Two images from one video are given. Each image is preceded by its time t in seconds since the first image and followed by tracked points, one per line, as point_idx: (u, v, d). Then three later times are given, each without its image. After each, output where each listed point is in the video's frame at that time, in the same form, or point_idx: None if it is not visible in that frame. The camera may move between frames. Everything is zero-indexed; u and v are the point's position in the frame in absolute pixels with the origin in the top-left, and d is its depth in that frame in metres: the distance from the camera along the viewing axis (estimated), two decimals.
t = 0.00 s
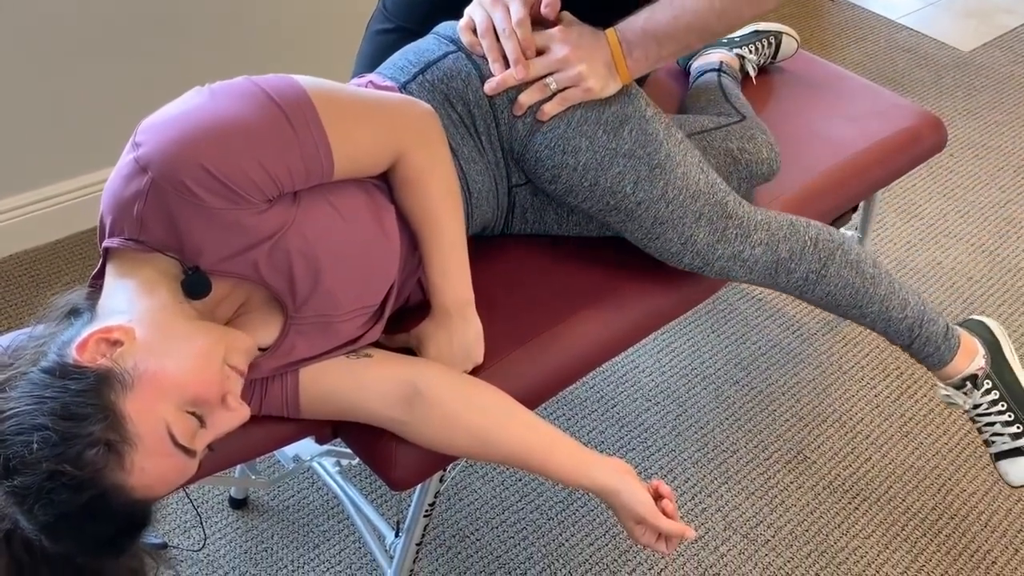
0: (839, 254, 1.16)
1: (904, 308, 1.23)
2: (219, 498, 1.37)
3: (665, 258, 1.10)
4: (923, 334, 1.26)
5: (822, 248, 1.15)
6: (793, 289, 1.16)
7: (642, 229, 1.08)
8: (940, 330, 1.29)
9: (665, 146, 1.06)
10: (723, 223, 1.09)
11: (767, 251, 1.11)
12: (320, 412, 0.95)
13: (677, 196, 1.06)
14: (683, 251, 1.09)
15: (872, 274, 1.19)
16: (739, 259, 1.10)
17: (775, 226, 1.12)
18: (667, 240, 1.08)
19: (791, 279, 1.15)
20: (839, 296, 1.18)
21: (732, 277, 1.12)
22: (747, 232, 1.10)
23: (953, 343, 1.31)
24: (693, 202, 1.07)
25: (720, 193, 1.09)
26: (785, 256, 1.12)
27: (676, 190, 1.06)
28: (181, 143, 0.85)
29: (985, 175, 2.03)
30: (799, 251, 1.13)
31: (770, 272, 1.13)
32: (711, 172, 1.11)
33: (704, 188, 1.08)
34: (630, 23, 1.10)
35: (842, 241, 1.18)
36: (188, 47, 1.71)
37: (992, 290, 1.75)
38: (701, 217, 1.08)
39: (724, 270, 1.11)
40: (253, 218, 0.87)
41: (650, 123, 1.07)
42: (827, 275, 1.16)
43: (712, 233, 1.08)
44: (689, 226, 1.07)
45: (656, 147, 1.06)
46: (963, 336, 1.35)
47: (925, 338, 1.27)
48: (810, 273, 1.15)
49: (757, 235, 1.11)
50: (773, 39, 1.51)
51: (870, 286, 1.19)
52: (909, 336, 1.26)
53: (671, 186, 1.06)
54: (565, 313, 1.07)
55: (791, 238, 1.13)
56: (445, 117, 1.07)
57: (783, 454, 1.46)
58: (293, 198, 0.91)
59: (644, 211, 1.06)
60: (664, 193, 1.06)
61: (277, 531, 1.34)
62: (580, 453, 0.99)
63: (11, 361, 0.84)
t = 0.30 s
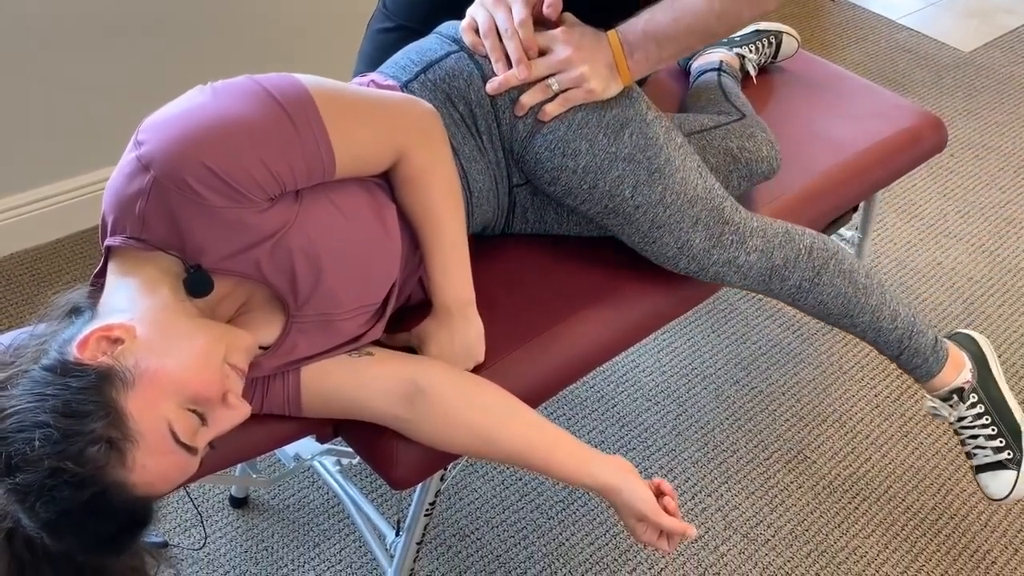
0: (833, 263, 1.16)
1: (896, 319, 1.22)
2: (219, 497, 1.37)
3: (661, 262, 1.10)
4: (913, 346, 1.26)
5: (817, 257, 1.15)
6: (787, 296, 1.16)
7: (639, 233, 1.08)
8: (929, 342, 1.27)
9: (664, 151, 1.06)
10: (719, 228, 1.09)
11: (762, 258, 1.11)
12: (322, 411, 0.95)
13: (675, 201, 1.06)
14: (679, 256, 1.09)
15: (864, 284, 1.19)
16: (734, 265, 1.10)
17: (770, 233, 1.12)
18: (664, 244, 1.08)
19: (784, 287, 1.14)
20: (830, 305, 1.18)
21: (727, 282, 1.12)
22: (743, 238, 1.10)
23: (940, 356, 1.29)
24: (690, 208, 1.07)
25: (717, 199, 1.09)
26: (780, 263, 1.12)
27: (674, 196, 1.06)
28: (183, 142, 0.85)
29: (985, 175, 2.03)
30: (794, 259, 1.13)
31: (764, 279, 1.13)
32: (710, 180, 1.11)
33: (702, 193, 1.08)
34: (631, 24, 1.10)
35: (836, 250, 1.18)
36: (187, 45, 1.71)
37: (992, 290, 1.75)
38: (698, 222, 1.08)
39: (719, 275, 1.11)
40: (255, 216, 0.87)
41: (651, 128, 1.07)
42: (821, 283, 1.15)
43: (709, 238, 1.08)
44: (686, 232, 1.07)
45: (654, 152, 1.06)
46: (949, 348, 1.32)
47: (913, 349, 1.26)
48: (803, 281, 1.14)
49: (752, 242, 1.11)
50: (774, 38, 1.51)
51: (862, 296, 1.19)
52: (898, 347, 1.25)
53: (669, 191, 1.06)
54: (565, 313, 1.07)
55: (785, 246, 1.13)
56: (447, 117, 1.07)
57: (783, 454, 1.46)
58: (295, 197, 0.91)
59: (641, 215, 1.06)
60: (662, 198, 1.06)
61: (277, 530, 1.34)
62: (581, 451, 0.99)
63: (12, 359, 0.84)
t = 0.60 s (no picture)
0: (837, 253, 1.16)
1: (900, 308, 1.22)
2: (222, 497, 1.37)
3: (665, 255, 1.10)
4: (918, 335, 1.26)
5: (821, 247, 1.15)
6: (793, 287, 1.16)
7: (643, 226, 1.07)
8: (935, 332, 1.27)
9: (666, 142, 1.06)
10: (723, 219, 1.09)
11: (766, 249, 1.11)
12: (325, 411, 0.95)
13: (678, 192, 1.06)
14: (684, 249, 1.08)
15: (869, 272, 1.19)
16: (738, 255, 1.10)
17: (774, 224, 1.12)
18: (669, 237, 1.07)
19: (790, 277, 1.14)
20: (836, 295, 1.17)
21: (732, 274, 1.11)
22: (747, 229, 1.10)
23: (946, 346, 1.29)
24: (694, 199, 1.07)
25: (721, 190, 1.09)
26: (785, 254, 1.12)
27: (678, 187, 1.06)
28: (187, 142, 0.85)
29: (988, 176, 2.03)
30: (798, 249, 1.13)
31: (769, 270, 1.13)
32: (713, 171, 1.10)
33: (705, 184, 1.08)
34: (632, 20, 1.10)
35: (841, 240, 1.17)
36: (188, 45, 1.71)
37: (994, 291, 1.75)
38: (702, 214, 1.07)
39: (724, 266, 1.11)
40: (259, 215, 0.87)
41: (652, 121, 1.07)
42: (825, 273, 1.15)
43: (713, 230, 1.08)
44: (690, 224, 1.07)
45: (657, 143, 1.05)
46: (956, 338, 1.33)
47: (920, 339, 1.26)
48: (809, 270, 1.14)
49: (757, 233, 1.10)
50: (777, 39, 1.51)
51: (867, 285, 1.18)
52: (904, 337, 1.25)
53: (673, 183, 1.06)
54: (568, 312, 1.07)
55: (789, 236, 1.13)
56: (448, 113, 1.07)
57: (785, 455, 1.46)
58: (298, 196, 0.91)
59: (645, 207, 1.06)
60: (666, 189, 1.05)
61: (280, 531, 1.34)
62: (585, 450, 0.99)
63: (16, 359, 0.84)
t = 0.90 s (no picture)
0: (862, 177, 1.14)
1: (931, 211, 1.18)
2: (224, 498, 1.37)
3: (697, 220, 1.10)
4: (953, 232, 1.20)
5: (845, 175, 1.14)
6: (830, 223, 1.15)
7: (670, 194, 1.07)
8: (965, 220, 1.22)
9: (676, 105, 1.08)
10: (747, 173, 1.09)
11: (796, 194, 1.11)
12: (330, 413, 0.95)
13: (697, 153, 1.07)
14: (716, 209, 1.08)
15: (890, 185, 1.16)
16: (770, 208, 1.10)
17: (796, 168, 1.12)
18: (699, 199, 1.07)
19: (824, 216, 1.13)
20: (870, 220, 1.15)
21: (769, 226, 1.11)
22: (772, 179, 1.10)
23: (977, 228, 1.23)
24: (715, 157, 1.08)
25: (739, 147, 1.10)
26: (814, 194, 1.12)
27: (696, 149, 1.07)
28: (192, 143, 0.85)
29: (991, 176, 2.03)
30: (825, 185, 1.12)
31: (802, 213, 1.12)
32: (725, 132, 1.12)
33: (722, 144, 1.09)
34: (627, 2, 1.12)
35: (861, 164, 1.15)
36: (190, 46, 1.71)
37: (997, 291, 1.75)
38: (726, 170, 1.08)
39: (759, 221, 1.11)
40: (264, 217, 0.87)
41: (654, 91, 1.08)
42: (856, 200, 1.13)
43: (740, 186, 1.09)
44: (717, 182, 1.08)
45: (665, 108, 1.07)
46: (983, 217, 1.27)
47: (954, 233, 1.21)
48: (841, 202, 1.13)
49: (782, 181, 1.11)
50: (784, 40, 1.49)
51: (893, 197, 1.16)
52: (939, 236, 1.20)
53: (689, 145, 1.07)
54: (574, 312, 1.07)
55: (814, 174, 1.13)
56: (450, 106, 1.07)
57: (788, 455, 1.46)
58: (303, 198, 0.91)
59: (667, 173, 1.06)
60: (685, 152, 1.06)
61: (282, 531, 1.34)
62: (587, 457, 0.98)
63: (22, 360, 0.84)
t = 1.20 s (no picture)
0: (841, 75, 1.20)
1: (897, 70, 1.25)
2: (225, 498, 1.37)
3: (722, 166, 1.13)
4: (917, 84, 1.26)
5: (830, 80, 1.19)
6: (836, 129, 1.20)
7: (690, 145, 1.09)
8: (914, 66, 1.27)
9: (674, 66, 1.10)
10: (760, 110, 1.13)
11: (807, 113, 1.16)
12: (331, 412, 0.95)
13: (707, 102, 1.09)
14: (740, 151, 1.11)
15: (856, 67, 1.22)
16: (791, 136, 1.14)
17: (793, 91, 1.17)
18: (721, 144, 1.10)
19: (833, 122, 1.19)
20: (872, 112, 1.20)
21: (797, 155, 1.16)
22: (782, 111, 1.14)
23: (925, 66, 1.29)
24: (726, 101, 1.10)
25: (742, 89, 1.13)
26: (818, 108, 1.17)
27: (705, 98, 1.09)
28: (193, 141, 0.84)
29: (992, 176, 2.02)
30: (824, 96, 1.18)
31: (816, 127, 1.17)
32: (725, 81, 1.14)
33: (725, 88, 1.12)
34: None
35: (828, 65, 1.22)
36: (190, 47, 1.71)
37: (999, 290, 1.75)
38: (740, 111, 1.11)
39: (787, 150, 1.14)
40: (264, 216, 0.87)
41: (651, 59, 1.08)
42: (848, 98, 1.19)
43: (757, 124, 1.12)
44: (733, 124, 1.10)
45: (665, 68, 1.08)
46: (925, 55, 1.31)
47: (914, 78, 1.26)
48: (839, 106, 1.18)
49: (791, 108, 1.15)
50: (784, 39, 1.50)
51: (865, 72, 1.22)
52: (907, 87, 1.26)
53: (698, 95, 1.08)
54: (575, 312, 1.07)
55: (810, 90, 1.17)
56: (448, 95, 1.06)
57: (789, 454, 1.46)
58: (303, 196, 0.90)
59: (683, 127, 1.07)
60: (697, 103, 1.08)
61: (283, 531, 1.34)
62: (588, 458, 0.98)
63: (22, 359, 0.84)
